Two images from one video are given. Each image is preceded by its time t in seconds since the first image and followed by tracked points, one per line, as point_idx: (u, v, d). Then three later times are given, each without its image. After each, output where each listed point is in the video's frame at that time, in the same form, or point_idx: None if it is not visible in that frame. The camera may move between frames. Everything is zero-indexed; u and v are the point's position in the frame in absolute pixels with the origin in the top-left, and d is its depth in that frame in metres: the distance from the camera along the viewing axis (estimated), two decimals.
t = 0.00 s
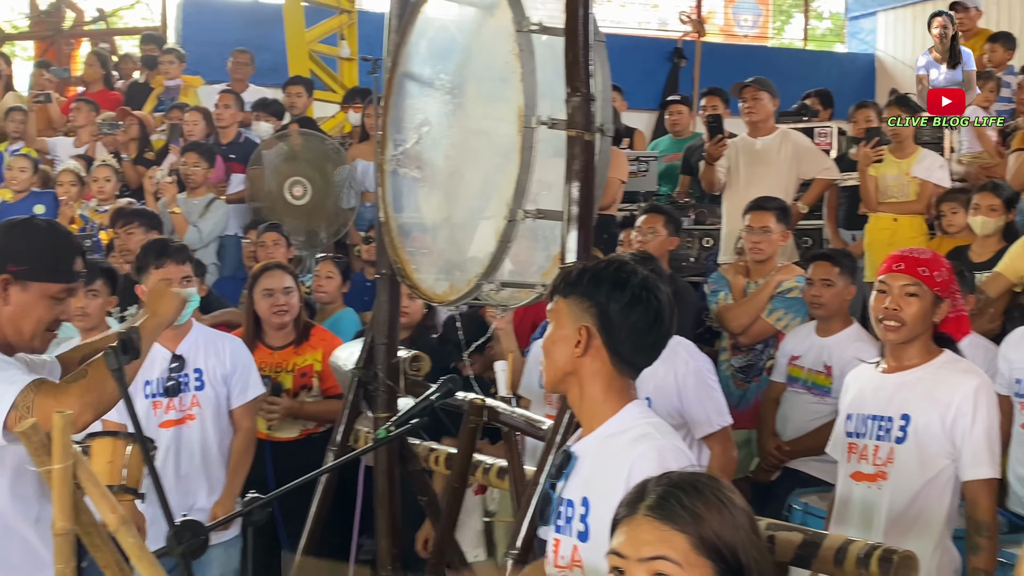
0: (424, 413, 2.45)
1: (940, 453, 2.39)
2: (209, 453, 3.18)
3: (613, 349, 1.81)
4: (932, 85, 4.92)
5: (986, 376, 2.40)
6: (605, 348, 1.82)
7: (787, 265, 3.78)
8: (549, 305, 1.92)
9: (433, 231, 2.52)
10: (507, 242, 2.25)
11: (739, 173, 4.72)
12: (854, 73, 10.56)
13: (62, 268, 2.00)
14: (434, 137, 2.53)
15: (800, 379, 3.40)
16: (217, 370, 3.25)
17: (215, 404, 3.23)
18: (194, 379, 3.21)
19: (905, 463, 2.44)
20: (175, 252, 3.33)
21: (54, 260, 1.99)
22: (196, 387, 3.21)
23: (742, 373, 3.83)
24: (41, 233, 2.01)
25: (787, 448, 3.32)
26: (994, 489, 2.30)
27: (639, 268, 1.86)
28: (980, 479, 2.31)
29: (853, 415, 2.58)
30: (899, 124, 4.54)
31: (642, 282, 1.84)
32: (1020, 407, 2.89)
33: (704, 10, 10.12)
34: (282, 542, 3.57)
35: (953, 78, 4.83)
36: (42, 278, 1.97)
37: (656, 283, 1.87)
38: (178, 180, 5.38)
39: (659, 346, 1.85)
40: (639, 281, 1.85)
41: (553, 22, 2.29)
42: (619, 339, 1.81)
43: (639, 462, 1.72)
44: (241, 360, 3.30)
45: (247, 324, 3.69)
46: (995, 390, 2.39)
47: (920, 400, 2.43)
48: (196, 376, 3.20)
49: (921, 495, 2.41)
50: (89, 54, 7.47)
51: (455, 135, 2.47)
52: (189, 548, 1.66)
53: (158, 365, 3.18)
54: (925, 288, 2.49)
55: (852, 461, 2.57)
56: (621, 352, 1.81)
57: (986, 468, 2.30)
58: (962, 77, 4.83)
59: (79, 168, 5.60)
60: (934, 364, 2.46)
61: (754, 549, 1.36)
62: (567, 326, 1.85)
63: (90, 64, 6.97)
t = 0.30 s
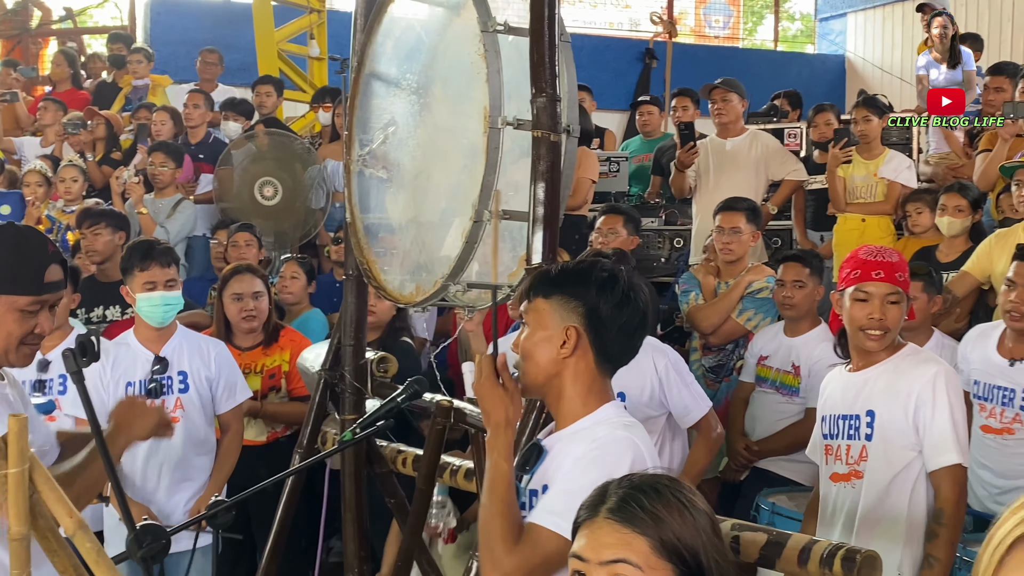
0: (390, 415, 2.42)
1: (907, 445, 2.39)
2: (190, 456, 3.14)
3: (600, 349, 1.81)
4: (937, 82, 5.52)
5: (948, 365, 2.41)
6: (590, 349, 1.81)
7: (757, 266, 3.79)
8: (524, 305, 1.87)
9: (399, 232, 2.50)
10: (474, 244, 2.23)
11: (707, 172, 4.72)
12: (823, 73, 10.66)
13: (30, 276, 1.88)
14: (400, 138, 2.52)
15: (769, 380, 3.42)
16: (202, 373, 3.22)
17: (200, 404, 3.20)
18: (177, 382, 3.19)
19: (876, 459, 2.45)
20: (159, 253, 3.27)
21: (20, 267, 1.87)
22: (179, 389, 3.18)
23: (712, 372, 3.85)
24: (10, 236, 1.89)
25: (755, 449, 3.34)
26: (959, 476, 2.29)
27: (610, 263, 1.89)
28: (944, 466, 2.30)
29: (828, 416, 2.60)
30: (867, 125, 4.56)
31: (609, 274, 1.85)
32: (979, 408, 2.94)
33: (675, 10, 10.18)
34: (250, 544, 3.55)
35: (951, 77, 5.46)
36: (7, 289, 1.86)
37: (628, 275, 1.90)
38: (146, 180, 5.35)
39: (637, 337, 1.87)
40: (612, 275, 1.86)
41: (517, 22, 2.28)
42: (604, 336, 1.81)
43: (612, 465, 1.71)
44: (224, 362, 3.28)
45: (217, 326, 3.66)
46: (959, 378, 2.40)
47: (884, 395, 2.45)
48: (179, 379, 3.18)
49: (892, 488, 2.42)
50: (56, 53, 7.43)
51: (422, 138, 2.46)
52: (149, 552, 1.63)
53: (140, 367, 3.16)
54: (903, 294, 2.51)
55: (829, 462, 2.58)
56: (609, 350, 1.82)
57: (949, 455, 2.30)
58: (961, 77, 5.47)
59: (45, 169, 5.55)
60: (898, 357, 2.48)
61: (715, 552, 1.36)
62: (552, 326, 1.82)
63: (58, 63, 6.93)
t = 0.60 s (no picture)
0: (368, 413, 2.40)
1: (894, 452, 2.36)
2: (177, 456, 3.11)
3: (588, 352, 1.77)
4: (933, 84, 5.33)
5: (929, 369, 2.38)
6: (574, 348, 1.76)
7: (735, 264, 3.81)
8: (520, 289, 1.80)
9: (378, 229, 2.49)
10: (452, 240, 2.22)
11: (683, 169, 4.72)
12: (802, 73, 10.71)
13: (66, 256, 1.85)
14: (379, 135, 2.50)
15: (746, 377, 3.44)
16: (200, 374, 3.19)
17: (195, 406, 3.17)
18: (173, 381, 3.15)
19: (866, 467, 2.42)
20: (152, 257, 3.17)
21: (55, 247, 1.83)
22: (176, 389, 3.15)
23: (691, 369, 3.86)
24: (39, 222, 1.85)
25: (732, 447, 3.34)
26: (948, 481, 2.25)
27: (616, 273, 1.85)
28: (930, 472, 2.27)
29: (818, 424, 2.58)
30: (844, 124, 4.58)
31: (618, 286, 1.82)
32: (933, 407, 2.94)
33: (654, 9, 10.19)
34: (227, 543, 3.52)
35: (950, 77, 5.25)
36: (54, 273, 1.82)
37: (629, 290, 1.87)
38: (122, 177, 5.32)
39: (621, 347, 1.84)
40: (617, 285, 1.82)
41: (496, 19, 2.28)
42: (596, 340, 1.78)
43: (573, 438, 1.68)
44: (221, 364, 3.25)
45: (195, 323, 3.65)
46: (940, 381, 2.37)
47: (866, 401, 2.43)
48: (176, 378, 3.14)
49: (883, 498, 2.38)
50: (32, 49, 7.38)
51: (400, 134, 2.45)
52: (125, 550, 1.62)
53: (137, 364, 3.12)
54: (856, 287, 2.50)
55: (821, 471, 2.55)
56: (595, 354, 1.78)
57: (934, 459, 2.26)
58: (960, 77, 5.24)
59: (20, 166, 5.51)
60: (877, 361, 2.45)
61: (694, 548, 1.36)
62: (546, 317, 1.76)
63: (33, 59, 6.88)
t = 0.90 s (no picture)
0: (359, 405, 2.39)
1: (913, 481, 2.12)
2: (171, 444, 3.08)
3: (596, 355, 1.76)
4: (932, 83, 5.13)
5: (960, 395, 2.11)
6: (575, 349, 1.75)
7: (725, 259, 3.79)
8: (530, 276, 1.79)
9: (368, 223, 2.48)
10: (443, 233, 2.22)
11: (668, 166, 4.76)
12: (787, 70, 10.76)
13: (84, 251, 1.77)
14: (369, 128, 2.50)
15: (733, 372, 3.46)
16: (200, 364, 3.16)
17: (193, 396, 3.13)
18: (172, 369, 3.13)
19: (881, 491, 2.17)
20: (152, 253, 3.14)
21: (73, 241, 1.76)
22: (173, 377, 3.13)
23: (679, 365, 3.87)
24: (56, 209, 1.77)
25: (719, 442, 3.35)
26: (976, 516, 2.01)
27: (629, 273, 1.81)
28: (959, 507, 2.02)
29: (827, 434, 2.32)
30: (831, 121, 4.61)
31: (624, 278, 1.77)
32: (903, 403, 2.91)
33: (639, 6, 10.22)
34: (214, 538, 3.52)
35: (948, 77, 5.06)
36: (70, 267, 1.75)
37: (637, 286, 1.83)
38: (107, 171, 5.30)
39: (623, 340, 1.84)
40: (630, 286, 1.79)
41: (487, 12, 2.29)
42: (605, 341, 1.75)
43: (532, 419, 1.65)
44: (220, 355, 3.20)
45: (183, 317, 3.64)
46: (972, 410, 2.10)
47: (889, 423, 2.16)
48: (174, 367, 3.12)
49: (890, 528, 2.15)
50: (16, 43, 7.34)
51: (390, 127, 2.44)
52: (118, 541, 1.53)
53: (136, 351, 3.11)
54: (875, 285, 2.27)
55: (827, 485, 2.31)
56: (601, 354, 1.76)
57: (965, 495, 2.01)
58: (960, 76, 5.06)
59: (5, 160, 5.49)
60: (902, 380, 2.18)
61: (690, 537, 1.38)
62: (546, 306, 1.75)
63: (18, 53, 6.84)
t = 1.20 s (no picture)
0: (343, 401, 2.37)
1: (906, 487, 2.10)
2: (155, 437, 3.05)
3: (588, 347, 1.67)
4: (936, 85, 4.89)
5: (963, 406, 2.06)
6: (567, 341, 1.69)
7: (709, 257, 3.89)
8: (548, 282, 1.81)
9: (353, 218, 2.47)
10: (429, 227, 2.22)
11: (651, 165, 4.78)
12: (769, 69, 10.79)
13: (98, 254, 1.79)
14: (355, 123, 2.48)
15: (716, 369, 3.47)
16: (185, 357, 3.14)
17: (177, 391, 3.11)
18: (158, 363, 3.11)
19: (870, 496, 2.15)
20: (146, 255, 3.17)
21: (86, 243, 1.77)
22: (159, 371, 3.10)
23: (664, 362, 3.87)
24: (78, 208, 1.79)
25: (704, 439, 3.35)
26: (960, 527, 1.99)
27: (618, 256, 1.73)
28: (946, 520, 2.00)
29: (830, 431, 2.30)
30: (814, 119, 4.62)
31: (612, 266, 1.71)
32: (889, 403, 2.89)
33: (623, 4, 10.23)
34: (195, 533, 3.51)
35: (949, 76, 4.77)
36: (79, 267, 1.77)
37: (643, 271, 1.74)
38: (89, 166, 5.27)
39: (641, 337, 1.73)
40: (620, 268, 1.71)
41: (474, 6, 2.28)
42: (596, 330, 1.66)
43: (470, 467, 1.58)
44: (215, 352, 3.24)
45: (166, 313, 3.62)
46: (974, 422, 2.04)
47: (885, 430, 2.12)
48: (159, 360, 3.10)
49: (880, 530, 2.15)
50: None
51: (377, 122, 2.43)
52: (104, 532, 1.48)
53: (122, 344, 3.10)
54: (840, 301, 2.21)
55: (826, 482, 2.30)
56: (596, 346, 1.67)
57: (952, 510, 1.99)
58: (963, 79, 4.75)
59: None
60: (904, 385, 2.13)
61: (679, 528, 1.38)
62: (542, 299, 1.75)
63: None
